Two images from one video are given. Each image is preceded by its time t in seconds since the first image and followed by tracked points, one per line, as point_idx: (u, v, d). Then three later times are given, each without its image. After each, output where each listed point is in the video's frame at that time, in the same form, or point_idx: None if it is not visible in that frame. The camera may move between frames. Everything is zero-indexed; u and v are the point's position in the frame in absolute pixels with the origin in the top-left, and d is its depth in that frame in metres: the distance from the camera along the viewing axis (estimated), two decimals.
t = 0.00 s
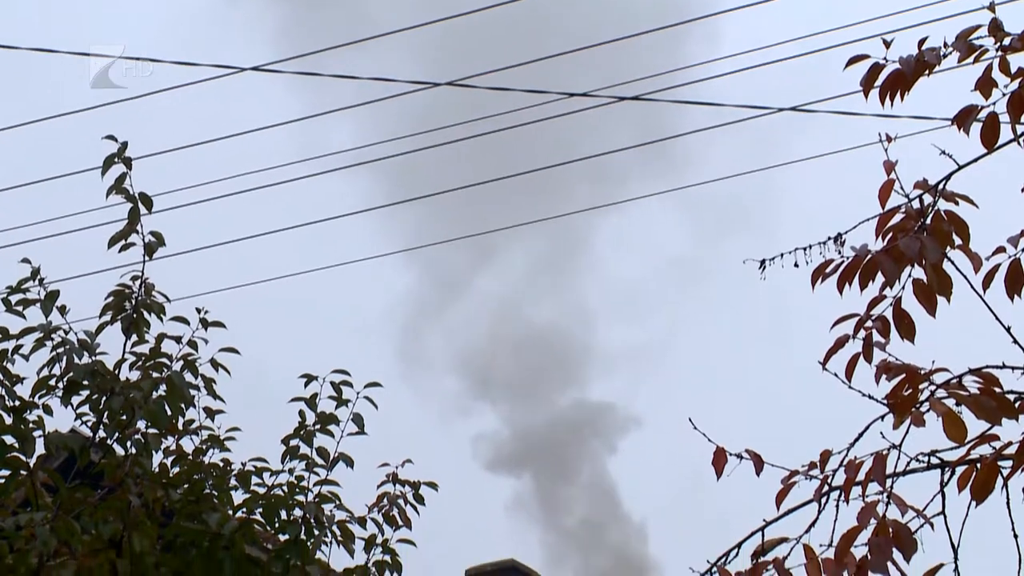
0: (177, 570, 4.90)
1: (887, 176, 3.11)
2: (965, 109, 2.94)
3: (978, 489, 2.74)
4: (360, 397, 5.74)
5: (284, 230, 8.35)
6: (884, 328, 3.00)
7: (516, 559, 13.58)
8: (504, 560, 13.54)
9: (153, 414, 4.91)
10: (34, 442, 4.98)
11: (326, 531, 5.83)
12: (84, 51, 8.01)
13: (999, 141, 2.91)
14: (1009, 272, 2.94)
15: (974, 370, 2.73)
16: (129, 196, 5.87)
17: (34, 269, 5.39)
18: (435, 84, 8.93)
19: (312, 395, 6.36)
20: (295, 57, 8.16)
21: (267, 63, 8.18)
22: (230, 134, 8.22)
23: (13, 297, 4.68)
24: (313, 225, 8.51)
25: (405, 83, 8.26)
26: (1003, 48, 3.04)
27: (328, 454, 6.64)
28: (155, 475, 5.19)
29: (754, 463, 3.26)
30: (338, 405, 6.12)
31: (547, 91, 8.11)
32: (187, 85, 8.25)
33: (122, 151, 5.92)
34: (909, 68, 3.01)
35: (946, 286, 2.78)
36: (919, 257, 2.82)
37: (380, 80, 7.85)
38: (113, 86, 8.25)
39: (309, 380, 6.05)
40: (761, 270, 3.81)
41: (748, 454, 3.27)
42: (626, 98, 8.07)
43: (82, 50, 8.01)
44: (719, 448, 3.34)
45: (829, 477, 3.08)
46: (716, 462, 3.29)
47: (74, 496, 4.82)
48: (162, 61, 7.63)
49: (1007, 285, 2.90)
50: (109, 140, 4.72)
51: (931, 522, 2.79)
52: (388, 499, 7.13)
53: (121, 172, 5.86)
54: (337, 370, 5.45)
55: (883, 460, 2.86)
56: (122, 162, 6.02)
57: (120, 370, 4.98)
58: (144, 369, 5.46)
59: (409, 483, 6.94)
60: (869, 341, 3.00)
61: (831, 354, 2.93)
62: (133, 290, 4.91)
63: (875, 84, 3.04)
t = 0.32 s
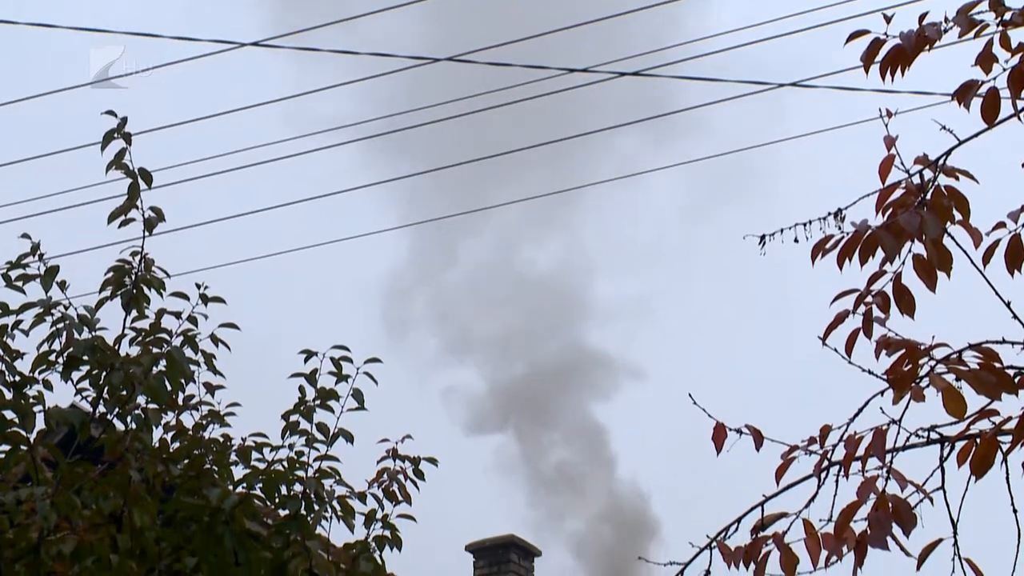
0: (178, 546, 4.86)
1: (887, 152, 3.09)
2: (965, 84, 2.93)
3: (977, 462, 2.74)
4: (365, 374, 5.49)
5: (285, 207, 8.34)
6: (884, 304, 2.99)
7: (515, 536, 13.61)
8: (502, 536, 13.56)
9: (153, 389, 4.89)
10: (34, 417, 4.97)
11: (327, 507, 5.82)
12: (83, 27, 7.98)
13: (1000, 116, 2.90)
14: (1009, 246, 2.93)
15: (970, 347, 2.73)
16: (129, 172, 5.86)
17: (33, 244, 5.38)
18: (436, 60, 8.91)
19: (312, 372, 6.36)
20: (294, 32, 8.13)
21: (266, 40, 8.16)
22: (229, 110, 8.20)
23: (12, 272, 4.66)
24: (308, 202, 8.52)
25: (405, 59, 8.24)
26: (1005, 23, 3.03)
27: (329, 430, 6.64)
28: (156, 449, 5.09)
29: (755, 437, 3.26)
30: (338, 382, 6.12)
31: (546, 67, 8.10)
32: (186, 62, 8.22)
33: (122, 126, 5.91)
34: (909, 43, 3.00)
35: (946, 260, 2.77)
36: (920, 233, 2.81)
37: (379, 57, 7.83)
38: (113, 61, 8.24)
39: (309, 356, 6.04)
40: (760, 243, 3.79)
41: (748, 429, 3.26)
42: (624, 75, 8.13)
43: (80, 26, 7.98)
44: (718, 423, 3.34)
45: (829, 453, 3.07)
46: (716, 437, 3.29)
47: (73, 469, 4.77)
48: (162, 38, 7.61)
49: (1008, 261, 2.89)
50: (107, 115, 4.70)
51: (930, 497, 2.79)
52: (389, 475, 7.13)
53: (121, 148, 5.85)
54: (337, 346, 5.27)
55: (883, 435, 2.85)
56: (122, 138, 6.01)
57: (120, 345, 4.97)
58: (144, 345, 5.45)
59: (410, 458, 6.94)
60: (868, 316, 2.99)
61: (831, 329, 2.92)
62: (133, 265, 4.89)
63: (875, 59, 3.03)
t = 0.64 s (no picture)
0: (178, 516, 4.83)
1: (887, 122, 3.08)
2: (966, 54, 2.92)
3: (976, 432, 2.73)
4: (364, 345, 5.46)
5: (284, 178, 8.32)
6: (883, 274, 2.98)
7: (514, 506, 13.63)
8: (501, 507, 13.57)
9: (153, 360, 4.88)
10: (34, 387, 4.95)
11: (327, 477, 5.81)
12: None
13: (1000, 86, 2.88)
14: (1009, 216, 2.91)
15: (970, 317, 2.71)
16: (129, 142, 5.85)
17: (33, 215, 5.36)
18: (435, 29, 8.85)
19: (311, 343, 6.35)
20: (293, 2, 8.09)
21: (266, 9, 8.12)
22: (229, 81, 8.18)
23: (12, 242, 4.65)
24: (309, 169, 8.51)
25: (405, 28, 8.19)
26: None
27: (328, 401, 6.64)
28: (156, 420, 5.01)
29: (754, 407, 3.25)
30: (338, 353, 6.11)
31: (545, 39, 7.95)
32: (185, 31, 8.19)
33: (121, 97, 5.89)
34: (910, 13, 2.98)
35: (946, 231, 2.76)
36: (920, 204, 2.79)
37: (378, 26, 7.80)
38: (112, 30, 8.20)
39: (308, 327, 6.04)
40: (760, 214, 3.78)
41: (747, 399, 3.26)
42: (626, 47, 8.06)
43: None
44: (718, 394, 3.33)
45: (828, 423, 3.07)
46: (716, 408, 3.28)
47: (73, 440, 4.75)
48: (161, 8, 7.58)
49: (1008, 231, 2.87)
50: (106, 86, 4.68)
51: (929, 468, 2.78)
52: (389, 446, 7.13)
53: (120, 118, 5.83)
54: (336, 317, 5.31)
55: (882, 404, 2.84)
56: (121, 109, 5.99)
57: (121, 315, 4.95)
58: (143, 315, 5.44)
59: (410, 429, 6.94)
60: (868, 287, 2.98)
61: (831, 300, 2.91)
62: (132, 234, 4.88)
63: (875, 29, 3.02)
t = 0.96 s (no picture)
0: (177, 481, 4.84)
1: (887, 87, 3.06)
2: (966, 19, 2.90)
3: (974, 397, 2.72)
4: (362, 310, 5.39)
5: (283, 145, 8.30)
6: (882, 240, 2.97)
7: (513, 472, 13.66)
8: (500, 473, 13.61)
9: (151, 325, 4.87)
10: (33, 353, 4.95)
11: (325, 443, 5.81)
12: None
13: (999, 51, 2.87)
14: (1008, 182, 2.90)
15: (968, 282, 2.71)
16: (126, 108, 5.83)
17: (30, 180, 5.35)
18: None
19: (309, 310, 6.34)
20: None
21: None
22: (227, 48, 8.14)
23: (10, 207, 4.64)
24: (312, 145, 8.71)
25: None
26: None
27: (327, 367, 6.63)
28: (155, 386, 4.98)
29: (752, 373, 3.25)
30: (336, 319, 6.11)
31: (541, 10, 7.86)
32: None
33: (118, 62, 5.87)
34: None
35: (944, 196, 2.75)
36: (919, 169, 2.78)
37: None
38: None
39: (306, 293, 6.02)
40: (758, 179, 3.76)
41: (745, 365, 3.25)
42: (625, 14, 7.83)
43: None
44: (715, 359, 3.33)
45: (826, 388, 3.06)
46: (714, 374, 3.28)
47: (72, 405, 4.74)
48: None
49: (1007, 197, 2.86)
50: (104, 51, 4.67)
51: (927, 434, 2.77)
52: (388, 411, 7.13)
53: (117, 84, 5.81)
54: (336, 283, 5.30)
55: (880, 369, 2.84)
56: (119, 74, 5.97)
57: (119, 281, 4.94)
58: (141, 281, 5.43)
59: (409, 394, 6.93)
60: (867, 252, 2.98)
61: (830, 266, 2.90)
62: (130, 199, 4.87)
63: None
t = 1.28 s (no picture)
0: (177, 444, 4.86)
1: (886, 50, 3.04)
2: None
3: (973, 360, 2.72)
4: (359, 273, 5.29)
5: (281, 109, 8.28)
6: (881, 203, 2.95)
7: (512, 436, 13.68)
8: (500, 437, 13.63)
9: (150, 289, 4.86)
10: (31, 316, 4.94)
11: (324, 406, 5.81)
12: None
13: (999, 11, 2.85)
14: (1008, 145, 2.89)
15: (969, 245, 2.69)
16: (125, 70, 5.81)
17: (29, 142, 5.33)
18: None
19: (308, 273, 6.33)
20: None
21: None
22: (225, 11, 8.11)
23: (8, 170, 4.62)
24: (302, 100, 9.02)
25: None
26: None
27: (326, 330, 6.63)
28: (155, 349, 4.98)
29: (751, 337, 3.24)
30: (335, 282, 6.10)
31: None
32: None
33: (116, 25, 5.85)
34: None
35: (944, 158, 2.74)
36: (918, 132, 2.77)
37: None
38: None
39: (306, 256, 6.01)
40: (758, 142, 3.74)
41: (744, 329, 3.25)
42: None
43: None
44: (715, 321, 3.32)
45: (825, 351, 3.05)
46: (713, 338, 3.28)
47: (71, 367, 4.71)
48: None
49: (1006, 159, 2.85)
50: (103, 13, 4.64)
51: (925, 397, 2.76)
52: (387, 374, 7.13)
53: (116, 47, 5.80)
54: (335, 247, 5.29)
55: (879, 332, 2.84)
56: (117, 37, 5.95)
57: (119, 244, 4.93)
58: (140, 244, 5.42)
59: (408, 357, 6.92)
60: (867, 215, 2.97)
61: (829, 229, 2.89)
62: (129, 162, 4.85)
63: None
